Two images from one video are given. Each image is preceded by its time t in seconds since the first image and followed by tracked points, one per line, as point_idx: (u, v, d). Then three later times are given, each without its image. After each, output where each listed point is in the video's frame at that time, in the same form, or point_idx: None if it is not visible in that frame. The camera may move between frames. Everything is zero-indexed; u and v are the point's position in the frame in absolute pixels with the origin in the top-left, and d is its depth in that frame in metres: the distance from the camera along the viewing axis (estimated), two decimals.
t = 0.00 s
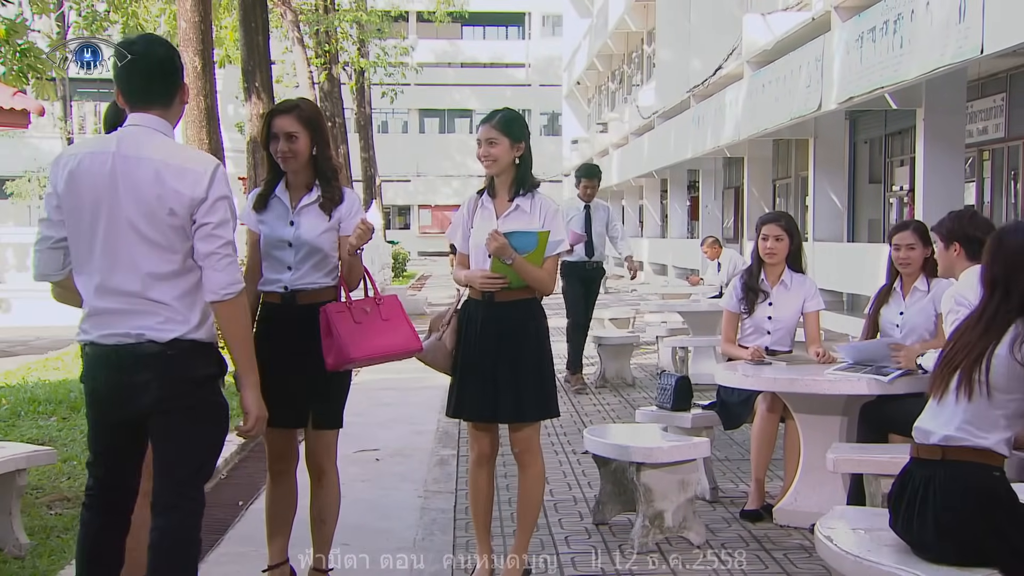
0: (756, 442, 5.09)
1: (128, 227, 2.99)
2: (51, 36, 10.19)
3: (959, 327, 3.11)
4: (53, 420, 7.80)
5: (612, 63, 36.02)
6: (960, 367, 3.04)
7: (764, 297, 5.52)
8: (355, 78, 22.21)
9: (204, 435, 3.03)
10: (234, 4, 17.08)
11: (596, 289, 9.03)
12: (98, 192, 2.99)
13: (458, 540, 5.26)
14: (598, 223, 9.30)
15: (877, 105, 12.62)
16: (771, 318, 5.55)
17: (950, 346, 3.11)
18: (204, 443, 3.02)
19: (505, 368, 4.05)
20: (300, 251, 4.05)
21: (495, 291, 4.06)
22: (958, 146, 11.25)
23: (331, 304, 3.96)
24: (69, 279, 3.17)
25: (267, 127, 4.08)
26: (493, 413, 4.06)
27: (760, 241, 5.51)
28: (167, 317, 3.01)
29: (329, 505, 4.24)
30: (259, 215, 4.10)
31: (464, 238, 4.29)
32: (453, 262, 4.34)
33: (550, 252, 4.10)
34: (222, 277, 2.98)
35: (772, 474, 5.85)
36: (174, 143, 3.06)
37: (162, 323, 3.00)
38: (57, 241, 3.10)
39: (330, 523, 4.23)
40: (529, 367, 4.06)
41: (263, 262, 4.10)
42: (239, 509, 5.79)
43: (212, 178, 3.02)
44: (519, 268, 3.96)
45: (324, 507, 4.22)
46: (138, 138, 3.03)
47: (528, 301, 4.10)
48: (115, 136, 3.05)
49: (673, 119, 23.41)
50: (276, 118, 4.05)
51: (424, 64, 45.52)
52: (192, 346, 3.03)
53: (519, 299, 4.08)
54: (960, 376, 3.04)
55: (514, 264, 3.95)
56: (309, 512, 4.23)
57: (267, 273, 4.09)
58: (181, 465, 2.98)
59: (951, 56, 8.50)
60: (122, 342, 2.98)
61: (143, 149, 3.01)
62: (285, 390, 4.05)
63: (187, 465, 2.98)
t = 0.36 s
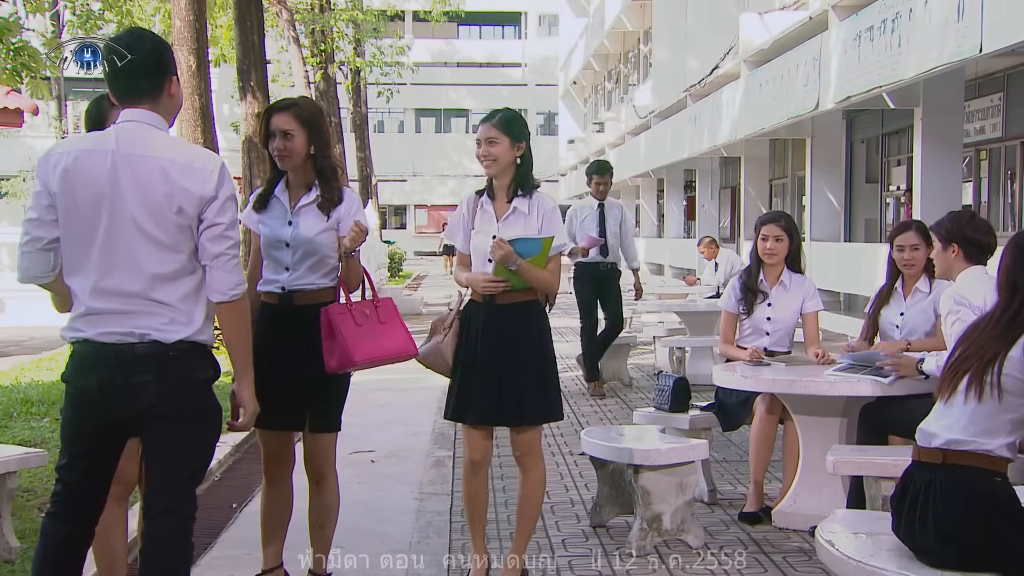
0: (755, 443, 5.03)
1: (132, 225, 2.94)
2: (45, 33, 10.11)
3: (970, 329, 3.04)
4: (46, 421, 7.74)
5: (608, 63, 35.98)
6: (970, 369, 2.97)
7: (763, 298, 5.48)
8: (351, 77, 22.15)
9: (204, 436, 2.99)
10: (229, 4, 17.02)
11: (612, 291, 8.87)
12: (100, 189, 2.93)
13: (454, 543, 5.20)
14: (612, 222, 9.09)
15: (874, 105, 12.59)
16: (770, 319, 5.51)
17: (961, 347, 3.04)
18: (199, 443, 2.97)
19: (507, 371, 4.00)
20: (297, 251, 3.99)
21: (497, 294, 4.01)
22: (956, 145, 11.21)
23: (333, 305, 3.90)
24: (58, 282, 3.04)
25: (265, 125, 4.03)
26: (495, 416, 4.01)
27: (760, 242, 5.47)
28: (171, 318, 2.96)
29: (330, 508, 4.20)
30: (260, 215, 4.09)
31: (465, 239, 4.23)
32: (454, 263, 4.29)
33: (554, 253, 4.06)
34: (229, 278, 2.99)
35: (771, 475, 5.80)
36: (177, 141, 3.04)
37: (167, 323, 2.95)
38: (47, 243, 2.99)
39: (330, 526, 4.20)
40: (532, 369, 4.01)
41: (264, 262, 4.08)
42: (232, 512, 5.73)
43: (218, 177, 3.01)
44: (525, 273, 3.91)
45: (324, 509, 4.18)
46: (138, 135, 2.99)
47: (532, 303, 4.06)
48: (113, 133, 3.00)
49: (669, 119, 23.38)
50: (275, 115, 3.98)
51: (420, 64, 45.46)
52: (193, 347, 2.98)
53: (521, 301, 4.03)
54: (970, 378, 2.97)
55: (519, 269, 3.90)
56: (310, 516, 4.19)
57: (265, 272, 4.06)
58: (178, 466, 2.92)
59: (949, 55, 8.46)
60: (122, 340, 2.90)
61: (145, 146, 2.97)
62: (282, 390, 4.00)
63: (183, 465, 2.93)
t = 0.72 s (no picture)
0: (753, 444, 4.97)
1: (91, 226, 2.90)
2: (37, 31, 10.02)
3: (971, 332, 2.98)
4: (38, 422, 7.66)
5: (603, 62, 35.95)
6: (971, 375, 2.91)
7: (762, 298, 5.43)
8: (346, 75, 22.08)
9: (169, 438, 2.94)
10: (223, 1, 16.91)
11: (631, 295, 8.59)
12: (58, 189, 2.90)
13: (449, 545, 5.14)
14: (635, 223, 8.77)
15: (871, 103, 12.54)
16: (768, 318, 5.46)
17: (962, 351, 2.98)
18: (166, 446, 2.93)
19: (501, 372, 3.95)
20: (295, 252, 3.92)
21: (491, 295, 3.95)
22: (953, 143, 11.17)
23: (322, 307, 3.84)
24: (22, 283, 3.06)
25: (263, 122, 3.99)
26: (491, 419, 3.96)
27: (758, 241, 5.42)
28: (133, 320, 2.93)
29: (324, 512, 4.11)
30: (260, 213, 4.03)
31: (458, 237, 4.16)
32: (447, 260, 4.22)
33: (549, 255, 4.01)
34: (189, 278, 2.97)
35: (768, 477, 5.76)
36: (136, 137, 2.99)
37: (129, 325, 2.92)
38: (12, 243, 3.00)
39: (324, 531, 4.11)
40: (527, 370, 3.97)
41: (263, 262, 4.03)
42: (224, 514, 5.66)
43: (178, 174, 2.96)
44: (520, 277, 3.86)
45: (320, 512, 4.10)
46: (99, 133, 2.95)
47: (526, 304, 4.00)
48: (72, 131, 2.96)
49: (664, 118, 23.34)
50: (273, 112, 3.95)
51: (415, 63, 45.36)
52: (156, 349, 2.94)
53: (517, 302, 3.98)
54: (971, 384, 2.91)
55: (514, 274, 3.85)
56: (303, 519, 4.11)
57: (263, 271, 4.02)
58: (153, 466, 2.91)
59: (947, 53, 8.41)
60: (84, 342, 2.89)
61: (105, 144, 2.92)
62: (274, 393, 3.94)
63: (158, 465, 2.92)
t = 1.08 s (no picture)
0: (750, 446, 4.91)
1: (55, 225, 2.86)
2: (30, 29, 9.96)
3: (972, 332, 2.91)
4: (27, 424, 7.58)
5: (598, 60, 35.92)
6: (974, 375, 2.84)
7: (759, 298, 5.37)
8: (340, 74, 21.99)
9: (150, 440, 2.93)
10: None
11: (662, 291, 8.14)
12: (22, 189, 2.86)
13: (443, 548, 5.08)
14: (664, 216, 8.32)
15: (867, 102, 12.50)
16: (765, 319, 5.40)
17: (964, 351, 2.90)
18: (147, 447, 2.92)
19: (488, 376, 3.90)
20: (294, 255, 3.86)
21: (480, 293, 3.89)
22: (949, 142, 11.13)
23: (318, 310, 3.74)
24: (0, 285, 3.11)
25: (265, 123, 3.93)
26: (477, 423, 3.91)
27: (755, 241, 5.35)
28: (100, 322, 2.88)
29: (320, 517, 4.01)
30: (257, 214, 3.97)
31: (438, 235, 4.08)
32: (424, 260, 4.12)
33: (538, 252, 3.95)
34: (156, 277, 2.90)
35: (766, 478, 5.71)
36: (100, 134, 2.92)
37: (97, 328, 2.88)
38: None
39: (319, 536, 4.01)
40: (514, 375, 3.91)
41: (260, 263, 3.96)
42: (216, 517, 5.60)
43: (143, 170, 2.89)
44: (514, 272, 3.79)
45: (313, 521, 4.00)
46: (63, 130, 2.90)
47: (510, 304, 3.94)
48: (36, 131, 2.91)
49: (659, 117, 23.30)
50: (276, 114, 3.90)
51: (410, 61, 45.28)
52: (125, 353, 2.89)
53: (501, 301, 3.92)
54: (975, 385, 2.84)
55: (510, 269, 3.78)
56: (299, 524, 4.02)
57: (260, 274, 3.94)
58: (142, 466, 2.92)
59: (944, 51, 8.37)
60: (51, 344, 2.86)
61: (69, 142, 2.87)
62: (261, 395, 3.88)
63: (144, 466, 2.92)
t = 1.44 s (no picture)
0: (746, 447, 4.86)
1: (14, 224, 2.83)
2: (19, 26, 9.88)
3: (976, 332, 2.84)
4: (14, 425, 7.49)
5: (591, 59, 35.87)
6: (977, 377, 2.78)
7: (754, 297, 5.31)
8: (333, 72, 21.90)
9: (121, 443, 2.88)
10: None
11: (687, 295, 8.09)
12: None
13: (435, 551, 5.01)
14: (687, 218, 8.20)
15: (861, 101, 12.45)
16: (761, 318, 5.33)
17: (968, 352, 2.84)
18: (118, 449, 2.89)
19: (478, 380, 3.84)
20: (290, 253, 3.81)
21: (469, 296, 3.83)
22: (944, 141, 11.10)
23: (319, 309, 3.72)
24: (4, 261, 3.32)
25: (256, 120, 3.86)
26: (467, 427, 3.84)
27: (749, 240, 5.31)
28: (61, 323, 2.86)
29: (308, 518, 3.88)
30: (242, 213, 3.86)
31: (425, 233, 3.99)
32: (410, 257, 4.04)
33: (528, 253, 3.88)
34: (118, 278, 2.86)
35: (762, 479, 5.66)
36: (62, 131, 2.88)
37: (57, 329, 2.86)
38: None
39: (307, 539, 3.87)
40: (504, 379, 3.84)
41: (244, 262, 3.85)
42: (205, 519, 5.52)
43: (103, 168, 2.84)
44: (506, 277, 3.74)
45: (303, 521, 3.86)
46: (22, 127, 2.86)
47: (500, 306, 3.88)
48: None
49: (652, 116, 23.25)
50: (270, 111, 3.84)
51: (402, 60, 45.17)
52: (88, 355, 2.86)
53: (492, 303, 3.86)
54: (980, 386, 2.77)
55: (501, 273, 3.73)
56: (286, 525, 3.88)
57: (247, 274, 3.84)
58: (115, 469, 2.88)
59: (940, 49, 8.32)
60: (12, 346, 2.83)
61: (28, 139, 2.84)
62: (254, 396, 3.81)
63: (115, 470, 2.89)
